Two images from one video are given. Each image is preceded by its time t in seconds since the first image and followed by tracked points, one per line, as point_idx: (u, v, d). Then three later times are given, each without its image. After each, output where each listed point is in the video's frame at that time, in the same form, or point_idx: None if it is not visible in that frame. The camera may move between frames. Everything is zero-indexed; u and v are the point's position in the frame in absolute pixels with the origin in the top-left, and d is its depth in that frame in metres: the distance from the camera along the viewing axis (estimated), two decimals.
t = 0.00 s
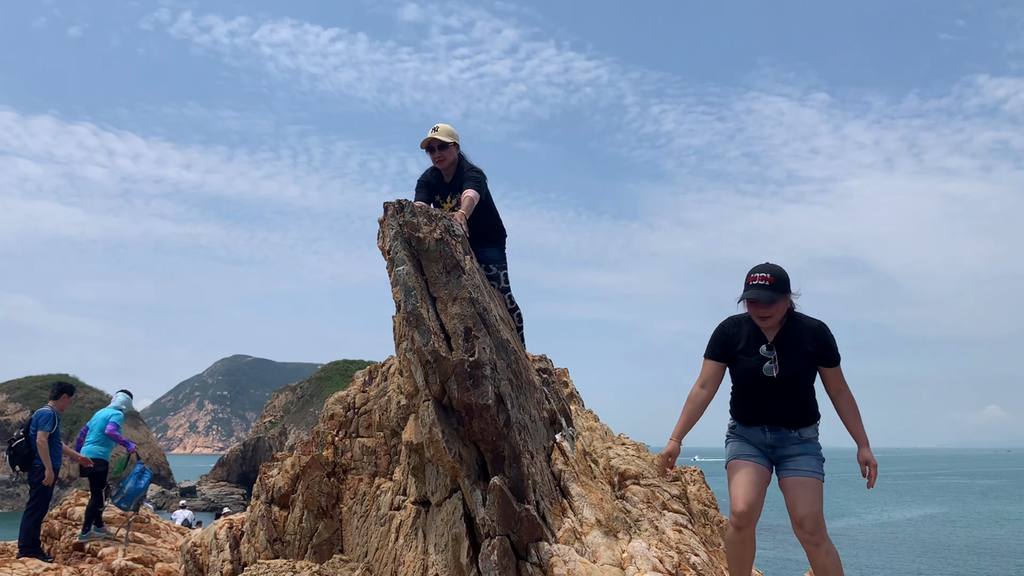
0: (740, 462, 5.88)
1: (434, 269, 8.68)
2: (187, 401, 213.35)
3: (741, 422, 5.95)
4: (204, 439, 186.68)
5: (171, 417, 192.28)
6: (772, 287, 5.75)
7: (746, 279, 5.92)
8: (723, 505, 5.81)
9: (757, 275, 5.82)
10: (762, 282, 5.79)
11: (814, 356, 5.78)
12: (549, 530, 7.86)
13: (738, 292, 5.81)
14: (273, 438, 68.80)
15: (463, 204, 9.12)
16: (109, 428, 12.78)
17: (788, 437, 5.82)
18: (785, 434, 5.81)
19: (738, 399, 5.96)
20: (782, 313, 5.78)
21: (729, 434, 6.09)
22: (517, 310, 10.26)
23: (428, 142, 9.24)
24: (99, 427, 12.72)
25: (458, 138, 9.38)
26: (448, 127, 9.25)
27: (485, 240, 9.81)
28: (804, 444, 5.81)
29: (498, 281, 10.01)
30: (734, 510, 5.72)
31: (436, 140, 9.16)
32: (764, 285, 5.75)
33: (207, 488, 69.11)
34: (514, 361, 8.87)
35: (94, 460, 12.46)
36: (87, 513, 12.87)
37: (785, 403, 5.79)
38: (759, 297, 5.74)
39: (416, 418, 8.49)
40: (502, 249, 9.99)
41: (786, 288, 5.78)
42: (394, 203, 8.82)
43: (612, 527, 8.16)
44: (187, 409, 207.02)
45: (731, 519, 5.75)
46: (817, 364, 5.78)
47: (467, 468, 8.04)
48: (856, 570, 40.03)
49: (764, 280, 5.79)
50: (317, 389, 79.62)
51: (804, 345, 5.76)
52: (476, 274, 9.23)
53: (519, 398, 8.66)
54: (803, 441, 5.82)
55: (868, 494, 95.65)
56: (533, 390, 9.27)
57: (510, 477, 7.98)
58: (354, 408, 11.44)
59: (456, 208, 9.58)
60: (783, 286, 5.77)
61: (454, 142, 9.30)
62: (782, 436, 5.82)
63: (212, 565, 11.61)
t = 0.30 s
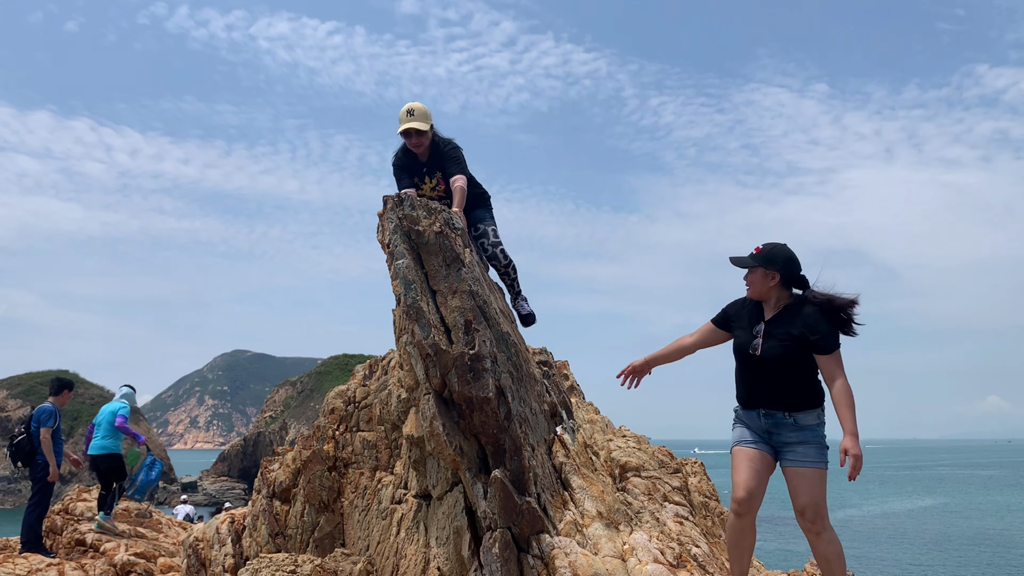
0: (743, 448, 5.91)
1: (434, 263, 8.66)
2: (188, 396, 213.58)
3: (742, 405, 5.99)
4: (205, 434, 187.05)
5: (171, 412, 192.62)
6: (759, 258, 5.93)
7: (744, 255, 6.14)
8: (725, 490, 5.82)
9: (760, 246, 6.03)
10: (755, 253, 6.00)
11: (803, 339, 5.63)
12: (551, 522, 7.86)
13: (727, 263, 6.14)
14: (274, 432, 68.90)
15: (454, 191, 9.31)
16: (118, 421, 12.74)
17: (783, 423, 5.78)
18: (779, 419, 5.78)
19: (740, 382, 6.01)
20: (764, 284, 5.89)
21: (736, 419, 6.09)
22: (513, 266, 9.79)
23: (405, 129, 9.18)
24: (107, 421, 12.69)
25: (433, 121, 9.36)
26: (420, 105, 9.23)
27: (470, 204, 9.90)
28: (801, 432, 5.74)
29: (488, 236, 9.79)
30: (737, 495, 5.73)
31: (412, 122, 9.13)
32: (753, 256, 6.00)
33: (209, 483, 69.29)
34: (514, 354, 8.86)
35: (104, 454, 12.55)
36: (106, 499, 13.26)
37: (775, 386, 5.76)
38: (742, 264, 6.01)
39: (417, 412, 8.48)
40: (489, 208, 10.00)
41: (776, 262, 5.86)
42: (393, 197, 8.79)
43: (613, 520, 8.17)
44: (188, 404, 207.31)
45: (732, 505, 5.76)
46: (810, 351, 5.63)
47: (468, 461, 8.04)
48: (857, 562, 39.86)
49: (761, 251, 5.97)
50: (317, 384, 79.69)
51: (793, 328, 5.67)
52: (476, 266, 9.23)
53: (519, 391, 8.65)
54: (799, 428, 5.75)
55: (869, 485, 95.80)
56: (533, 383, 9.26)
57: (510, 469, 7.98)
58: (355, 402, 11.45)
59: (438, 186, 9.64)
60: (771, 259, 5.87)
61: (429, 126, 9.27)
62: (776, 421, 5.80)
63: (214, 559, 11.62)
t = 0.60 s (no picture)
0: (744, 446, 5.92)
1: (435, 261, 8.66)
2: (188, 395, 213.67)
3: (741, 401, 5.98)
4: (206, 433, 187.21)
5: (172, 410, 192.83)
6: (760, 253, 5.90)
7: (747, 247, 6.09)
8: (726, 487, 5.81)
9: (763, 240, 5.96)
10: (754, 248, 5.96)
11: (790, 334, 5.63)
12: (552, 521, 7.87)
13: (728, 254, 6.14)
14: (275, 431, 68.91)
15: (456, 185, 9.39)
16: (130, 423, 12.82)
17: (780, 419, 5.78)
18: (776, 415, 5.78)
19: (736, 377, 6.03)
20: (762, 278, 5.89)
21: (739, 416, 6.07)
22: (497, 236, 9.65)
23: (410, 114, 9.05)
24: (121, 427, 12.75)
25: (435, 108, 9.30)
26: (423, 89, 9.15)
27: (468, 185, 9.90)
28: (798, 428, 5.75)
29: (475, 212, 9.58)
30: (738, 492, 5.72)
31: (416, 107, 9.03)
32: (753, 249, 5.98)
33: (209, 482, 69.26)
34: (515, 353, 8.87)
35: (116, 456, 12.62)
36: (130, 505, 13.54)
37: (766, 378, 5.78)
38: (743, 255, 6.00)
39: (418, 410, 8.48)
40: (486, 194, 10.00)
41: (776, 257, 5.84)
42: (395, 196, 8.81)
43: (614, 518, 8.17)
44: (189, 402, 207.44)
45: (733, 504, 5.74)
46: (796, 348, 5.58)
47: (470, 460, 8.05)
48: (857, 562, 39.80)
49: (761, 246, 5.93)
50: (318, 382, 79.74)
51: (779, 328, 5.66)
52: (477, 264, 9.24)
53: (521, 390, 8.66)
54: (797, 425, 5.75)
55: (869, 484, 95.76)
56: (535, 381, 9.27)
57: (512, 468, 7.98)
58: (357, 401, 11.47)
59: (435, 172, 9.52)
60: (773, 254, 5.85)
61: (432, 112, 9.19)
62: (773, 416, 5.79)
63: (215, 557, 11.63)
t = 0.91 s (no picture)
0: (747, 447, 5.90)
1: (437, 263, 8.67)
2: (191, 396, 213.92)
3: (744, 402, 5.98)
4: (208, 434, 187.14)
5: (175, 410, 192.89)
6: (768, 254, 5.91)
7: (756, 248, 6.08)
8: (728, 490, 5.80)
9: (770, 241, 5.96)
10: (762, 248, 5.96)
11: (794, 335, 5.64)
12: (554, 522, 7.87)
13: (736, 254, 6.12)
14: (277, 432, 68.96)
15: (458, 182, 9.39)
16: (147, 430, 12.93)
17: (782, 420, 5.77)
18: (778, 416, 5.77)
19: (739, 379, 6.03)
20: (767, 278, 5.89)
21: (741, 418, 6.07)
22: (494, 245, 9.63)
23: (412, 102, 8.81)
24: (139, 433, 12.90)
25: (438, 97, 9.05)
26: (427, 78, 8.89)
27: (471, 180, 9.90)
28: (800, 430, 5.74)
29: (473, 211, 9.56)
30: (741, 494, 5.71)
31: (420, 97, 8.79)
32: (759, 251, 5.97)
33: (211, 483, 69.31)
34: (518, 355, 8.87)
35: (132, 463, 12.74)
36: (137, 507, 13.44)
37: (769, 377, 5.78)
38: (750, 254, 6.00)
39: (421, 411, 8.48)
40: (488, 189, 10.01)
41: (784, 259, 5.85)
42: (398, 198, 8.82)
43: (616, 520, 8.17)
44: (191, 403, 207.66)
45: (736, 506, 5.74)
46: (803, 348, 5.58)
47: (472, 461, 8.05)
48: (859, 565, 39.73)
49: (769, 247, 5.93)
50: (321, 383, 79.83)
51: (787, 329, 5.67)
52: (480, 265, 9.27)
53: (523, 391, 8.66)
54: (799, 426, 5.75)
55: (871, 486, 95.81)
56: (537, 383, 9.28)
57: (514, 470, 7.99)
58: (359, 402, 11.46)
59: (436, 165, 9.44)
60: (780, 256, 5.86)
61: (434, 101, 8.94)
62: (774, 417, 5.79)
63: (218, 558, 11.64)
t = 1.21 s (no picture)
0: (753, 451, 5.89)
1: (441, 266, 8.68)
2: (195, 398, 214.34)
3: (750, 404, 5.98)
4: (212, 436, 187.37)
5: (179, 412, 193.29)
6: (778, 256, 5.89)
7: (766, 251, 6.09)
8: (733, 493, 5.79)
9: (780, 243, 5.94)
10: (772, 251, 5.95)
11: (803, 339, 5.62)
12: (558, 526, 7.86)
13: (745, 255, 6.11)
14: (281, 435, 69.09)
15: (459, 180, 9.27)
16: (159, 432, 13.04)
17: (787, 423, 5.76)
18: (783, 419, 5.76)
19: (746, 382, 6.02)
20: (776, 280, 5.90)
21: (747, 420, 6.06)
22: (500, 254, 9.64)
23: (412, 91, 8.73)
24: (148, 435, 12.95)
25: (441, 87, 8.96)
26: (428, 67, 8.82)
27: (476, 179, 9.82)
28: (806, 433, 5.72)
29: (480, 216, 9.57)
30: (746, 496, 5.72)
31: (420, 87, 8.70)
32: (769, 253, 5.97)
33: (215, 485, 69.46)
34: (521, 357, 8.87)
35: (138, 463, 12.75)
36: (141, 508, 13.45)
37: (775, 380, 5.76)
38: (760, 257, 5.99)
39: (424, 414, 8.48)
40: (494, 189, 9.91)
41: (794, 262, 5.83)
42: (402, 200, 8.83)
43: (620, 523, 8.16)
44: (195, 406, 208.07)
45: (741, 507, 5.74)
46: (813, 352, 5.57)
47: (475, 464, 8.04)
48: (861, 568, 39.78)
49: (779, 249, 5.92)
50: (324, 386, 79.99)
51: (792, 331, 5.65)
52: (484, 268, 9.27)
53: (527, 394, 8.66)
54: (805, 429, 5.73)
55: (875, 490, 95.74)
56: (541, 385, 9.28)
57: (518, 472, 7.99)
58: (363, 404, 11.48)
59: (440, 159, 9.36)
60: (790, 258, 5.84)
61: (437, 91, 8.86)
62: (779, 420, 5.78)
63: (221, 561, 11.65)
